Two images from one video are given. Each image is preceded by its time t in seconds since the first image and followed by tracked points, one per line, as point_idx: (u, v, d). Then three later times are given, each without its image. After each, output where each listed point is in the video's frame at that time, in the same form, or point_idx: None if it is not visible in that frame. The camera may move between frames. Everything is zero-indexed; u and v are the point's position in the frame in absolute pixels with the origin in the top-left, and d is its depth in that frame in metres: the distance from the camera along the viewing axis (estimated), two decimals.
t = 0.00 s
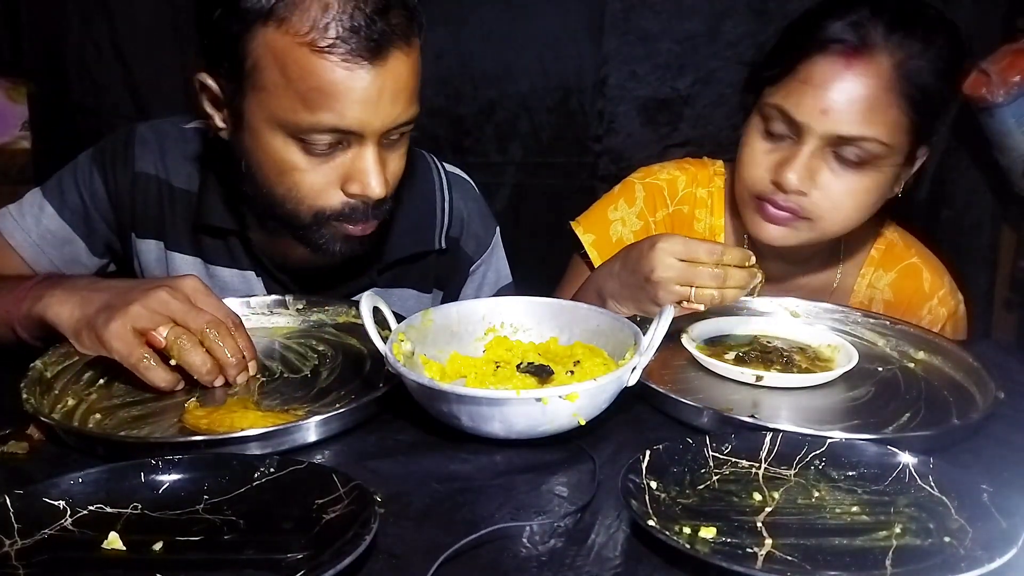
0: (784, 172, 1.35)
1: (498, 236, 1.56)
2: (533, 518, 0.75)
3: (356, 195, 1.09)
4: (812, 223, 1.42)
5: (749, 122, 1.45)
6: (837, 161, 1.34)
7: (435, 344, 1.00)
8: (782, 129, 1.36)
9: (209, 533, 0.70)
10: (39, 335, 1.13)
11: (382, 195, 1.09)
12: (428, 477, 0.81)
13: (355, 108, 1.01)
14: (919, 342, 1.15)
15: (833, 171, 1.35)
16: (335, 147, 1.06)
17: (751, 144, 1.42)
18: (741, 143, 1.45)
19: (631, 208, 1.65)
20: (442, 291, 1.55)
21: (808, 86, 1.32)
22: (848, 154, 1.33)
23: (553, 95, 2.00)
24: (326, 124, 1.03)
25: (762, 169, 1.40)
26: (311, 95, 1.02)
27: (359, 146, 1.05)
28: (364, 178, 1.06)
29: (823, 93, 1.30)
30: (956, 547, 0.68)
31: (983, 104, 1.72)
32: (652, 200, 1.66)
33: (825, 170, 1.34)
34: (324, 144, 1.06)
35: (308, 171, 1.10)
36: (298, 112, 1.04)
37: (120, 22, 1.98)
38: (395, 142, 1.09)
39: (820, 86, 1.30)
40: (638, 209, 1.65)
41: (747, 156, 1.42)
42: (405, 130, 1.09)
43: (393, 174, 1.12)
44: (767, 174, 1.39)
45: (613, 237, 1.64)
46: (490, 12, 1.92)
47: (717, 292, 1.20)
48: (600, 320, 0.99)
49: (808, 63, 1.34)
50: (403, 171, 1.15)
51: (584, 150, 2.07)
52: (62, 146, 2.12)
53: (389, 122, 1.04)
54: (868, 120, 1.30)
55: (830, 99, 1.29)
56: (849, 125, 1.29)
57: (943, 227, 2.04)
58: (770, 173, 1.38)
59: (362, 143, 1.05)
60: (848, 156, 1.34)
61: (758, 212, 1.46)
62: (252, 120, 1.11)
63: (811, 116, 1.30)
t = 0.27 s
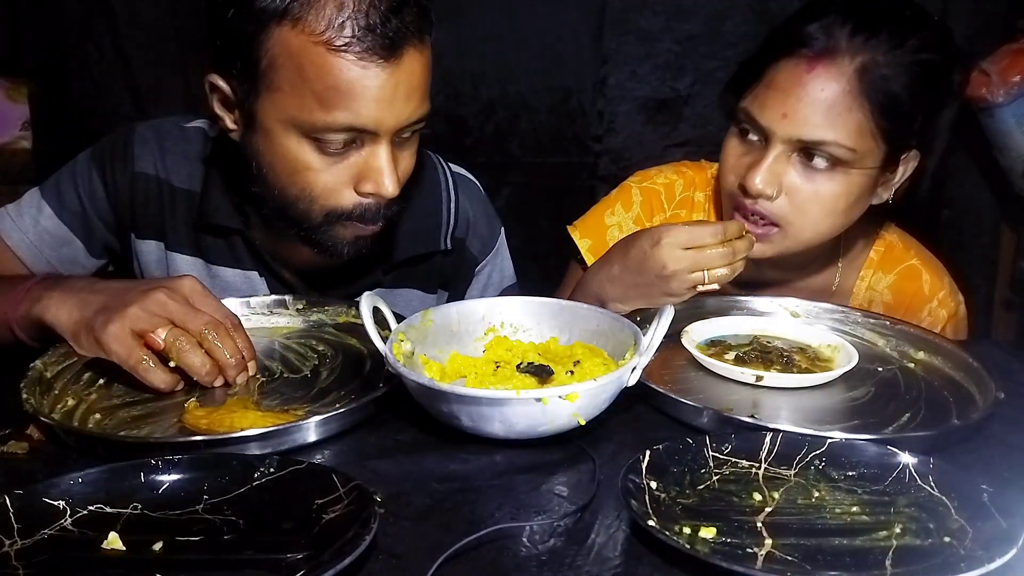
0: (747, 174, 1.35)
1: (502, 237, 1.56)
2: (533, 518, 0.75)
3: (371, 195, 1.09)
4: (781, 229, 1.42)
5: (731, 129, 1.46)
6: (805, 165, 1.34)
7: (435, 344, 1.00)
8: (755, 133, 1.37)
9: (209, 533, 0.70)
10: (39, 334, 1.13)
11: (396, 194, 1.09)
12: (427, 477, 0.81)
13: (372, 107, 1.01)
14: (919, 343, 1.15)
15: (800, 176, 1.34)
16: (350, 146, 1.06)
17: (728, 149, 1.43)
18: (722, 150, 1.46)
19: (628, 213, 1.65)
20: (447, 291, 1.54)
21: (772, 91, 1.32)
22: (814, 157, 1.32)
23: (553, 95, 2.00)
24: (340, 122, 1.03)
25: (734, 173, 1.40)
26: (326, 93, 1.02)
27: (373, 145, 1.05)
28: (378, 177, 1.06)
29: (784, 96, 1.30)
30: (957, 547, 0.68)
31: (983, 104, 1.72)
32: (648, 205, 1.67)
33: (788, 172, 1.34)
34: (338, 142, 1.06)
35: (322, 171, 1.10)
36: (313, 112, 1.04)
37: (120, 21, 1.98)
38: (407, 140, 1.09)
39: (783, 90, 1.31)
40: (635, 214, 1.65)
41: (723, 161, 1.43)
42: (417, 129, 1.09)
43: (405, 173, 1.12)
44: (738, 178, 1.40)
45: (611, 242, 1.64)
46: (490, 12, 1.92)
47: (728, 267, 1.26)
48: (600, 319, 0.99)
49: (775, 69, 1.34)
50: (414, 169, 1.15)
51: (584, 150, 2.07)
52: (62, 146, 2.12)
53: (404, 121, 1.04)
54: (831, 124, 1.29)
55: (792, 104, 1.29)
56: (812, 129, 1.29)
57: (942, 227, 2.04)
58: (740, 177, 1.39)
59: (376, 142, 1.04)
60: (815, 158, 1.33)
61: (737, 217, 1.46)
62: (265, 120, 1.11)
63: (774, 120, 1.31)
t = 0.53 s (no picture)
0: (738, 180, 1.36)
1: (505, 238, 1.55)
2: (533, 518, 0.75)
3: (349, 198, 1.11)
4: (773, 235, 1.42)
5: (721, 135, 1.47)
6: (796, 169, 1.34)
7: (434, 344, 1.00)
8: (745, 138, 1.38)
9: (209, 533, 0.70)
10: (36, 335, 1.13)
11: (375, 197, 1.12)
12: (427, 477, 0.81)
13: (355, 113, 1.01)
14: (919, 343, 1.15)
15: (791, 180, 1.35)
16: (331, 152, 1.07)
17: (717, 155, 1.44)
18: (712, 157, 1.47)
19: (623, 220, 1.66)
20: (450, 292, 1.54)
21: (760, 97, 1.33)
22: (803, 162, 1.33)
23: (553, 95, 2.00)
24: (319, 129, 1.03)
25: (725, 179, 1.41)
26: (308, 97, 1.02)
27: (353, 152, 1.06)
28: (357, 183, 1.09)
29: (772, 101, 1.31)
30: (956, 547, 0.68)
31: (983, 105, 1.72)
32: (643, 211, 1.68)
33: (779, 178, 1.34)
34: (319, 148, 1.07)
35: (303, 172, 1.11)
36: (295, 115, 1.04)
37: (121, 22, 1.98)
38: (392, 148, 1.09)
39: (770, 95, 1.31)
40: (630, 221, 1.66)
41: (715, 165, 1.44)
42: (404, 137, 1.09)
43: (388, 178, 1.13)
44: (729, 183, 1.40)
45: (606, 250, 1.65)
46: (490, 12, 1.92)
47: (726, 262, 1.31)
48: (600, 319, 0.99)
49: (763, 73, 1.34)
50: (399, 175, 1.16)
51: (584, 150, 2.07)
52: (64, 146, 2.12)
53: (384, 129, 1.04)
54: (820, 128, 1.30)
55: (781, 109, 1.30)
56: (801, 133, 1.30)
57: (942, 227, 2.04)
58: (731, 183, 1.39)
59: (357, 149, 1.05)
60: (805, 163, 1.34)
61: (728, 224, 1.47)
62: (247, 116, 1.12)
63: (763, 125, 1.31)
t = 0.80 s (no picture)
0: (737, 176, 1.34)
1: (506, 238, 1.56)
2: (533, 518, 0.75)
3: (206, 170, 1.08)
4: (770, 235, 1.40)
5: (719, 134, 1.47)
6: (796, 166, 1.33)
7: (434, 344, 1.00)
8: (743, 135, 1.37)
9: (209, 533, 0.70)
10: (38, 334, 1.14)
11: (228, 184, 1.06)
12: (427, 477, 0.81)
13: (215, 86, 1.00)
14: (919, 343, 1.15)
15: (791, 177, 1.33)
16: (208, 122, 1.05)
17: (716, 153, 1.43)
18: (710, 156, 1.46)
19: (619, 226, 1.66)
20: (450, 293, 1.53)
21: (760, 92, 1.32)
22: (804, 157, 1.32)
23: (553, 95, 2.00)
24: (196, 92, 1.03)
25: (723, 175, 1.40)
26: (191, 56, 1.03)
27: (228, 129, 1.03)
28: (217, 159, 1.04)
29: (772, 95, 1.30)
30: (956, 547, 0.68)
31: (982, 105, 1.72)
32: (639, 217, 1.67)
33: (780, 174, 1.33)
34: (200, 114, 1.05)
35: (184, 128, 1.09)
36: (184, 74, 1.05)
37: (121, 22, 1.98)
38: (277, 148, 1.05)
39: (770, 89, 1.31)
40: (626, 227, 1.66)
41: (713, 164, 1.43)
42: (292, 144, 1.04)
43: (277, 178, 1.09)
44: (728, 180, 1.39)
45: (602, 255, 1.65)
46: (490, 12, 1.92)
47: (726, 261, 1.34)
48: (600, 320, 0.99)
49: (764, 69, 1.34)
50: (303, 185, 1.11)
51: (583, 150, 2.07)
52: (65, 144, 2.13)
53: (254, 116, 1.00)
54: (824, 123, 1.29)
55: (783, 103, 1.29)
56: (802, 128, 1.29)
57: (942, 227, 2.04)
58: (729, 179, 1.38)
59: (230, 127, 1.03)
60: (806, 160, 1.33)
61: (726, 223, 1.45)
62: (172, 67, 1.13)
63: (762, 120, 1.31)
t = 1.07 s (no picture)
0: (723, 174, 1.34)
1: (504, 239, 1.56)
2: (533, 517, 0.75)
3: (209, 176, 1.08)
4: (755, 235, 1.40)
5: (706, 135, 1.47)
6: (784, 166, 1.33)
7: (434, 344, 1.00)
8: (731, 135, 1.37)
9: (209, 533, 0.70)
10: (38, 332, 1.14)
11: (233, 184, 1.07)
12: (427, 477, 0.81)
13: (191, 85, 1.01)
14: (918, 343, 1.15)
15: (778, 176, 1.33)
16: (194, 125, 1.06)
17: (704, 152, 1.42)
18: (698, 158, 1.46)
19: (616, 227, 1.66)
20: (448, 294, 1.53)
21: (746, 92, 1.33)
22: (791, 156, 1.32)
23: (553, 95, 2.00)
24: (176, 97, 1.03)
25: (710, 174, 1.40)
26: (161, 67, 1.03)
27: (215, 129, 1.04)
28: (217, 161, 1.05)
29: (758, 94, 1.31)
30: (956, 547, 0.68)
31: (982, 105, 1.72)
32: (635, 218, 1.67)
33: (766, 173, 1.33)
34: (184, 120, 1.05)
35: (176, 143, 1.10)
36: (160, 81, 1.05)
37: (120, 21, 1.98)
38: (266, 134, 1.06)
39: (756, 89, 1.31)
40: (623, 228, 1.65)
41: (700, 164, 1.42)
42: (282, 124, 1.05)
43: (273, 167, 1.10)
44: (714, 180, 1.39)
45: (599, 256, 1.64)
46: (489, 12, 1.92)
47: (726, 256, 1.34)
48: (600, 320, 0.99)
49: (752, 68, 1.34)
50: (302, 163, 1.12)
51: (584, 150, 2.07)
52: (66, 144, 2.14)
53: (240, 107, 1.01)
54: (810, 121, 1.29)
55: (767, 103, 1.30)
56: (787, 126, 1.29)
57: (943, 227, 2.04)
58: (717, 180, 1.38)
59: (218, 128, 1.03)
60: (792, 159, 1.33)
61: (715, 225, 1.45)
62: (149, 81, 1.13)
63: (749, 120, 1.31)
